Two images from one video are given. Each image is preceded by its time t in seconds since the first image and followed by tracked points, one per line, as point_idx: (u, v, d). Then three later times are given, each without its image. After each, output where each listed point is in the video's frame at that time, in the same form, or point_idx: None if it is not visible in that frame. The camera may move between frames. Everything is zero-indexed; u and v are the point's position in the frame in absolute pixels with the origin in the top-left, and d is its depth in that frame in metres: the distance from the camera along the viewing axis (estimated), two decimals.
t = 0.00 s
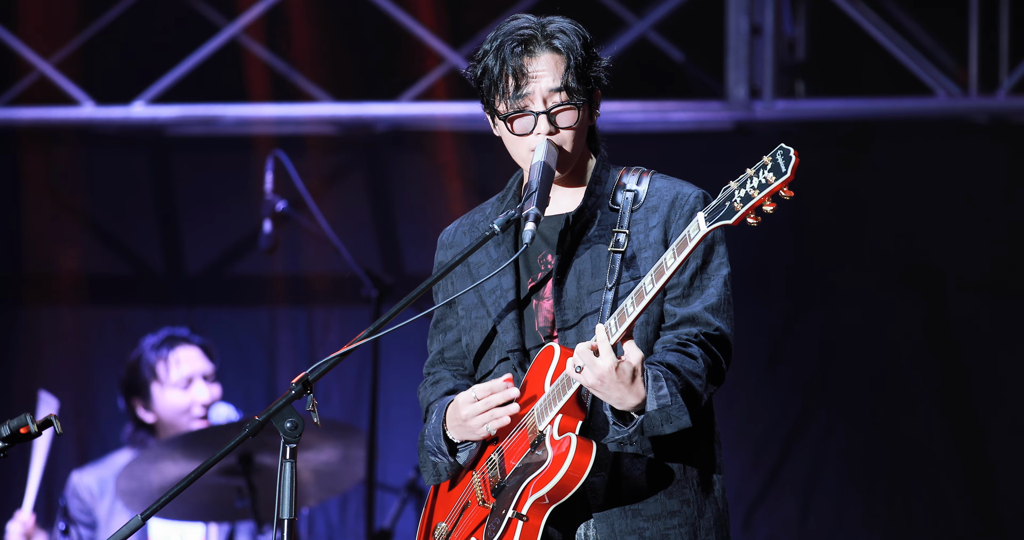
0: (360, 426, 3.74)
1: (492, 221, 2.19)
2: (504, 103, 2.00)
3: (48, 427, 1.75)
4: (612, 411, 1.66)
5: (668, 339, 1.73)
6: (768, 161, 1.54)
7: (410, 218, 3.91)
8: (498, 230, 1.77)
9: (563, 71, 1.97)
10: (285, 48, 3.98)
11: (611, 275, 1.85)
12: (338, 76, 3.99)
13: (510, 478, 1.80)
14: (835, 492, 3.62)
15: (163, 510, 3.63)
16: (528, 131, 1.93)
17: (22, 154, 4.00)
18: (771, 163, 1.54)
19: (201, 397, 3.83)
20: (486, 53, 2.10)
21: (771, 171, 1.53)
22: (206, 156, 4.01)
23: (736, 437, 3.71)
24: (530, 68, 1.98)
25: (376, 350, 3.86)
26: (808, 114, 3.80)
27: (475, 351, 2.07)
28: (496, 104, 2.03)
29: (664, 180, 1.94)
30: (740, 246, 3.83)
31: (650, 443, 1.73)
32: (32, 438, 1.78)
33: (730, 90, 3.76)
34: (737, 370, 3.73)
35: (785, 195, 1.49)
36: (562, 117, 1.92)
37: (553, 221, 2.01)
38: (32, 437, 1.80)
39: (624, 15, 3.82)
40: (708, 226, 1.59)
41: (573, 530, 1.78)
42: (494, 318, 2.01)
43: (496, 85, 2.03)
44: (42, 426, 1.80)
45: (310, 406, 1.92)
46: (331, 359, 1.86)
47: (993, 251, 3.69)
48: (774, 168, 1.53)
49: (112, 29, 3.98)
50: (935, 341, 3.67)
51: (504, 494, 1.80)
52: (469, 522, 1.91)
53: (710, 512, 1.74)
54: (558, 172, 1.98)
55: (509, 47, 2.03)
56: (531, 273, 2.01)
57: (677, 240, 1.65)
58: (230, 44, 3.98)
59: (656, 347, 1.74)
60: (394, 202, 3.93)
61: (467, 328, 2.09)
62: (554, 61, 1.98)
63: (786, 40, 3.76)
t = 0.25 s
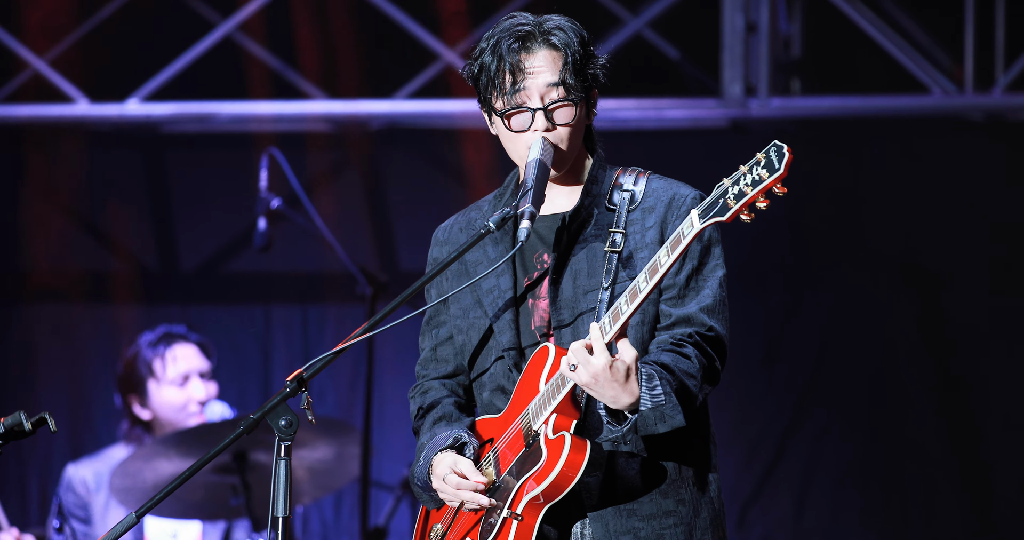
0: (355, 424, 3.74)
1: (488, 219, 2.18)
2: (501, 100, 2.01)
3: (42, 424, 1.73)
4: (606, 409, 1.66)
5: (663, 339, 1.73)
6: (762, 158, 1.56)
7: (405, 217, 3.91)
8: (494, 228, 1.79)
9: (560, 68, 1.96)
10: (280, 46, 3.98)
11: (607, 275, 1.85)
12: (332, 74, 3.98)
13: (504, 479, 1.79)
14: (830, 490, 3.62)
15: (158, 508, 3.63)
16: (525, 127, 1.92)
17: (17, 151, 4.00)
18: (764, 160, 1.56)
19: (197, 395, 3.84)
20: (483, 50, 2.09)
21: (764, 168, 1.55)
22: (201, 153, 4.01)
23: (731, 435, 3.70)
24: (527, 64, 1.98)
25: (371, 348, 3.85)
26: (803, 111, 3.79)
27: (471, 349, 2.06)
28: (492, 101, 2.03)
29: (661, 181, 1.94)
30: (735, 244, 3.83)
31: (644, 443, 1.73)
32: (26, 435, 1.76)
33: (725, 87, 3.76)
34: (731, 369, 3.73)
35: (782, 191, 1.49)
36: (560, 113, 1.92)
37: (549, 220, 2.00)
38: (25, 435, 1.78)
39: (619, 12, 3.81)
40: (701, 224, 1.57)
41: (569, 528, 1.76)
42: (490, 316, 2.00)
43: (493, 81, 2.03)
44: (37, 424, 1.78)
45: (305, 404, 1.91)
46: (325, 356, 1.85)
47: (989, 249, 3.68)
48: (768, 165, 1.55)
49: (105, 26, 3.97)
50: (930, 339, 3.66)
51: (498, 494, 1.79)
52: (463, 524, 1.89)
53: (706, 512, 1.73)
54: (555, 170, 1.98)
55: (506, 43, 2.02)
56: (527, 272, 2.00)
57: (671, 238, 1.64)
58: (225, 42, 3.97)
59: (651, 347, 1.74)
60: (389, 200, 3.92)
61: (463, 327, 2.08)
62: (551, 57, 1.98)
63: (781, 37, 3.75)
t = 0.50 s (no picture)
0: (350, 422, 3.74)
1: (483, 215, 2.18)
2: (493, 98, 2.01)
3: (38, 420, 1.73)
4: (603, 401, 1.66)
5: (660, 330, 1.73)
6: (760, 150, 1.55)
7: (400, 214, 3.91)
8: (488, 225, 1.79)
9: (551, 64, 1.97)
10: (275, 43, 3.97)
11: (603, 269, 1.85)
12: (327, 72, 3.97)
13: (500, 472, 1.80)
14: (825, 488, 3.62)
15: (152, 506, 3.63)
16: (518, 125, 1.92)
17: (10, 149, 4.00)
18: (763, 151, 1.55)
19: (189, 393, 3.85)
20: (474, 49, 2.10)
21: (764, 159, 1.54)
22: (196, 152, 4.01)
23: (726, 434, 3.70)
24: (518, 62, 1.98)
25: (366, 346, 3.85)
26: (799, 109, 3.78)
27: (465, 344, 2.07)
28: (484, 99, 2.04)
29: (656, 173, 1.94)
30: (730, 242, 3.82)
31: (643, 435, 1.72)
32: (19, 432, 1.77)
33: (720, 85, 3.76)
34: (726, 366, 3.73)
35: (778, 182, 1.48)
36: (552, 110, 1.93)
37: (544, 215, 2.01)
38: (20, 432, 1.79)
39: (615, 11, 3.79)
40: (699, 215, 1.60)
41: (566, 523, 1.78)
42: (485, 310, 2.01)
43: (485, 80, 2.03)
44: (32, 421, 1.79)
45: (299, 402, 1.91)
46: (319, 355, 1.86)
47: (983, 247, 3.69)
48: (767, 156, 1.54)
49: (100, 24, 3.97)
50: (925, 337, 3.66)
51: (496, 486, 1.80)
52: (461, 515, 1.90)
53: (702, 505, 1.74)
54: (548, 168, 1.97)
55: (497, 41, 2.03)
56: (523, 266, 2.00)
57: (670, 230, 1.66)
58: (220, 39, 3.97)
59: (648, 339, 1.75)
60: (384, 198, 3.92)
61: (457, 321, 2.08)
62: (542, 54, 1.98)
63: (776, 35, 3.76)
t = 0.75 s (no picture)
0: (349, 423, 3.74)
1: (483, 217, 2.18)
2: (491, 102, 2.01)
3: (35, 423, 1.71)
4: (606, 405, 1.66)
5: (661, 334, 1.73)
6: (763, 153, 1.58)
7: (399, 216, 3.91)
8: (487, 227, 1.80)
9: (549, 67, 1.97)
10: (273, 45, 3.98)
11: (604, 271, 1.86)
12: (327, 73, 3.99)
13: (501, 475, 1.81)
14: (824, 489, 3.62)
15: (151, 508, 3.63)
16: (517, 129, 1.92)
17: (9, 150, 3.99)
18: (765, 155, 1.58)
19: (187, 395, 3.84)
20: (472, 53, 2.11)
21: (765, 163, 1.57)
22: (194, 153, 4.00)
23: (725, 434, 3.71)
24: (515, 65, 1.98)
25: (365, 347, 3.86)
26: (798, 110, 3.79)
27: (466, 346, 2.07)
28: (482, 103, 2.04)
29: (656, 174, 1.95)
30: (728, 243, 3.84)
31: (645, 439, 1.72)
32: (17, 435, 1.77)
33: (718, 86, 3.76)
34: (725, 367, 3.73)
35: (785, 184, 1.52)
36: (551, 113, 1.92)
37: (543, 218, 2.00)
38: (17, 435, 1.78)
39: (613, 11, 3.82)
40: (703, 219, 1.60)
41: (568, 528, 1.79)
42: (486, 311, 2.01)
43: (483, 84, 2.03)
44: (30, 423, 1.78)
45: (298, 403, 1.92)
46: (318, 356, 1.87)
47: (982, 248, 3.69)
48: (769, 159, 1.57)
49: (99, 26, 3.97)
50: (924, 338, 3.67)
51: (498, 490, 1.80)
52: (463, 519, 1.90)
53: (705, 507, 1.74)
54: (547, 171, 1.98)
55: (494, 44, 2.03)
56: (524, 268, 2.01)
57: (672, 233, 1.66)
58: (218, 41, 3.97)
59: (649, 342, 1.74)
60: (383, 199, 3.92)
61: (458, 324, 2.08)
62: (539, 58, 1.98)
63: (774, 36, 3.79)
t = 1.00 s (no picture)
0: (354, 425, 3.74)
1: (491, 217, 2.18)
2: (497, 103, 2.02)
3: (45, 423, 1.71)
4: (614, 407, 1.65)
5: (669, 336, 1.74)
6: (769, 155, 1.55)
7: (404, 217, 3.91)
8: (491, 228, 1.79)
9: (554, 69, 1.97)
10: (278, 46, 3.98)
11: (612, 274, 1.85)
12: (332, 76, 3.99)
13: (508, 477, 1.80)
14: (829, 490, 3.62)
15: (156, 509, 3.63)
16: (522, 130, 1.93)
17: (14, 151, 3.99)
18: (772, 157, 1.55)
19: (190, 397, 3.82)
20: (479, 53, 2.09)
21: (771, 165, 1.54)
22: (199, 154, 4.00)
23: (729, 435, 3.71)
24: (520, 67, 1.98)
25: (370, 349, 3.86)
26: (802, 111, 3.82)
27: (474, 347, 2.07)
28: (488, 105, 2.04)
29: (666, 178, 1.95)
30: (733, 245, 3.84)
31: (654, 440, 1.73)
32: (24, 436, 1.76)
33: (723, 87, 3.78)
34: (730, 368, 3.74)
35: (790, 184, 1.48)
36: (555, 114, 1.92)
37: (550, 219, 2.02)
38: (24, 436, 1.78)
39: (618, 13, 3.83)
40: (709, 221, 1.58)
41: (576, 528, 1.77)
42: (494, 312, 2.01)
43: (489, 85, 2.04)
44: (36, 424, 1.78)
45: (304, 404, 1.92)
46: (323, 357, 1.86)
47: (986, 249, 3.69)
48: (776, 161, 1.54)
49: (104, 27, 3.98)
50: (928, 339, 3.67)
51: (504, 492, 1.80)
52: (472, 520, 1.91)
53: (711, 511, 1.74)
54: (553, 172, 1.99)
55: (499, 46, 2.03)
56: (532, 271, 2.01)
57: (678, 235, 1.65)
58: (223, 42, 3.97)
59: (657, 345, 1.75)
60: (387, 201, 3.93)
61: (467, 325, 2.08)
62: (544, 59, 1.98)
63: (779, 37, 3.78)
